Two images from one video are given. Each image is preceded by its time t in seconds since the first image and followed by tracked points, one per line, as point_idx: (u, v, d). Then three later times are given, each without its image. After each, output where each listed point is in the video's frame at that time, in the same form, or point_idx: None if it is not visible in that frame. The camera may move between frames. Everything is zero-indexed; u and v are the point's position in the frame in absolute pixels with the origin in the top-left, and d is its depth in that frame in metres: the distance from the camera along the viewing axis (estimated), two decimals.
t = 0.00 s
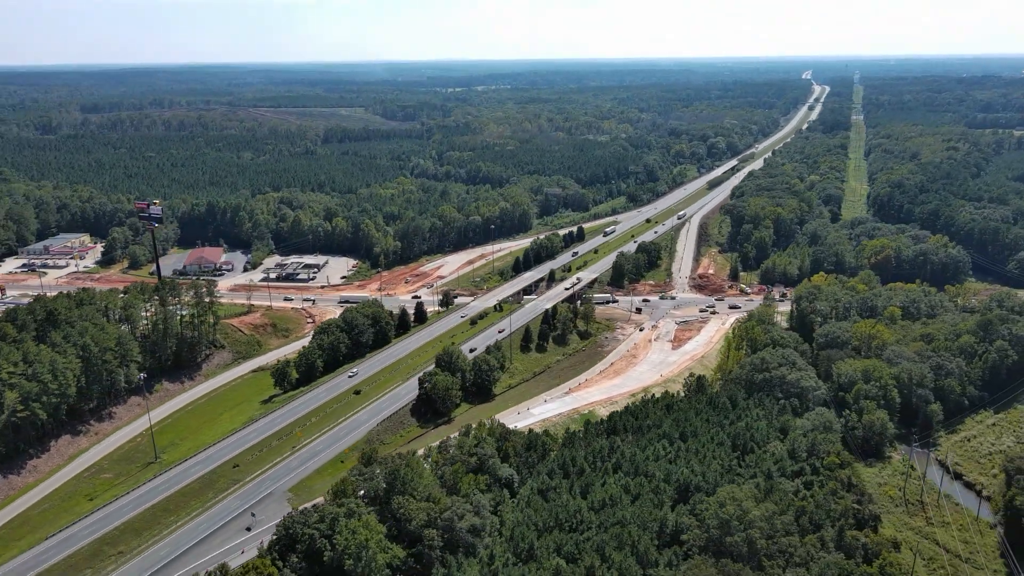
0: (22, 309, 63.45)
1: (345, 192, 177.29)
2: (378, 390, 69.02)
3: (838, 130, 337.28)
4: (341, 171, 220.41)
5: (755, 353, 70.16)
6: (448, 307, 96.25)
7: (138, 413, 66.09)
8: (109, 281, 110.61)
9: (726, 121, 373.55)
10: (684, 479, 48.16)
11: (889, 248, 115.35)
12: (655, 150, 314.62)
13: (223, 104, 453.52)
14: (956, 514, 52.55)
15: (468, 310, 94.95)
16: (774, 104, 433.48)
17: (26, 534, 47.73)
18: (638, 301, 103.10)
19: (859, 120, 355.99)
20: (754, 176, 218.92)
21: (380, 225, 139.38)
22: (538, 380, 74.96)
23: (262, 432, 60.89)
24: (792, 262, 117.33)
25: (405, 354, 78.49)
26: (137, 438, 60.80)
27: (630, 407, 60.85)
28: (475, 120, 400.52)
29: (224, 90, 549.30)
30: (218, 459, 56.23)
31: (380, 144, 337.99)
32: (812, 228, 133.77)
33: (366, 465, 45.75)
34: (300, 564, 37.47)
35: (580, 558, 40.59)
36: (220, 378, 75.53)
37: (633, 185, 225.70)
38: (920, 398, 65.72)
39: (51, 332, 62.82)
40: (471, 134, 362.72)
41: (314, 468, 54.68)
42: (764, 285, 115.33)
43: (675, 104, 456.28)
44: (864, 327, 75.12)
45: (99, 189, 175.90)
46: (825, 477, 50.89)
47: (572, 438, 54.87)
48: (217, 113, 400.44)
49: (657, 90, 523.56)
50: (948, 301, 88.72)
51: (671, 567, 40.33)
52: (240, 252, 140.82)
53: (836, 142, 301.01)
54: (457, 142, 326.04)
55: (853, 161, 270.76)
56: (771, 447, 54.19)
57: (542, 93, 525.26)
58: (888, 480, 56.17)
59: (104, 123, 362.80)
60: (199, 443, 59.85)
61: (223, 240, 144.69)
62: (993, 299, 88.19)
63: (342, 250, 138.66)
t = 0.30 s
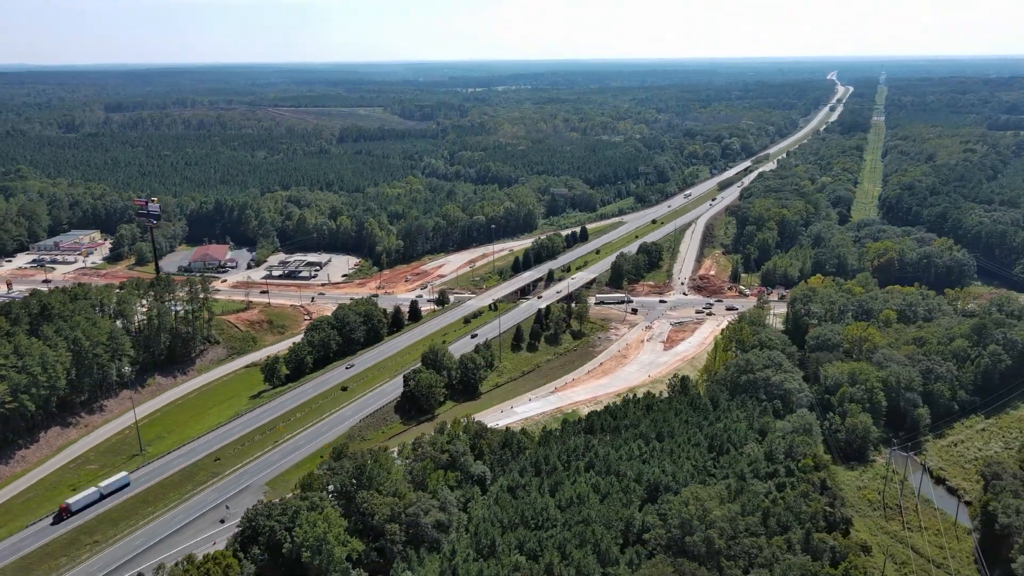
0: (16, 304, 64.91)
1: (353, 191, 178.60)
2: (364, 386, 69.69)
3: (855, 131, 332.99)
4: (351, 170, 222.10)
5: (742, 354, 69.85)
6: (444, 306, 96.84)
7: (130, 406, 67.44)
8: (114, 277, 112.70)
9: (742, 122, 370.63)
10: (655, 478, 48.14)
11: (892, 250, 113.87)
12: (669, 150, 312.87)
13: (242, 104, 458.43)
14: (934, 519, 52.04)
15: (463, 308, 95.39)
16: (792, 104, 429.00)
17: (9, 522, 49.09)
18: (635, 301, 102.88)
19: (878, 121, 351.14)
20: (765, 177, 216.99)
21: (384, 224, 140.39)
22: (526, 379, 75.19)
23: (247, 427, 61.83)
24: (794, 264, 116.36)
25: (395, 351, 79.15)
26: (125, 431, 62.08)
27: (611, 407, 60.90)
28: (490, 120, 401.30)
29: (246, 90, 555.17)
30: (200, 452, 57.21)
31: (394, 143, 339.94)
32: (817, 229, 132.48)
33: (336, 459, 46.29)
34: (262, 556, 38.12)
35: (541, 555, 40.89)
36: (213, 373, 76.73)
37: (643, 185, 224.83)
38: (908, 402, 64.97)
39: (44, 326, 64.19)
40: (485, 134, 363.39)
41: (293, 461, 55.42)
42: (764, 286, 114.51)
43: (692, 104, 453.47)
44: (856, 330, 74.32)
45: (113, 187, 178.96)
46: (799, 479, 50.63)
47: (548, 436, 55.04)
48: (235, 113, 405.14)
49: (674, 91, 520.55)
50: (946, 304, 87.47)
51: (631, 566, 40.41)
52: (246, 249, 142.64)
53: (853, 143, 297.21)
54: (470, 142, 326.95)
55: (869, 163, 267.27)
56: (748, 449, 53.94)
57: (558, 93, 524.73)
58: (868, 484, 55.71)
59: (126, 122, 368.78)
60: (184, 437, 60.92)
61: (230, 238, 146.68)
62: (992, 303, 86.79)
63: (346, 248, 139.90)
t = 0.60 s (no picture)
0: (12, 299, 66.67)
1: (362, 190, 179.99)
2: (350, 383, 70.46)
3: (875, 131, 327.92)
4: (363, 169, 223.78)
5: (727, 356, 69.47)
6: (439, 305, 97.48)
7: (120, 399, 68.88)
8: (120, 273, 115.05)
9: (759, 123, 367.21)
10: (620, 478, 48.14)
11: (896, 253, 112.15)
12: (683, 151, 310.93)
13: (262, 104, 463.81)
14: (908, 524, 51.47)
15: (457, 307, 95.72)
16: (812, 105, 423.81)
17: None
18: (631, 302, 102.55)
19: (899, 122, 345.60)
20: (777, 177, 214.61)
21: (388, 223, 141.51)
22: (511, 379, 75.41)
23: (230, 421, 62.91)
24: (795, 265, 115.26)
25: (384, 349, 79.84)
26: (112, 423, 63.43)
27: (588, 407, 60.84)
28: (506, 120, 401.97)
29: (267, 89, 561.38)
30: (182, 445, 58.31)
31: (409, 142, 341.92)
32: (822, 231, 130.98)
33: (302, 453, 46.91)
34: (217, 547, 38.97)
35: (498, 552, 41.14)
36: (204, 368, 77.98)
37: (654, 185, 223.71)
38: (893, 407, 64.21)
39: (36, 319, 65.83)
40: (500, 134, 363.69)
41: (270, 455, 56.28)
42: (764, 289, 113.48)
43: (710, 104, 449.76)
44: (846, 333, 73.58)
45: (128, 185, 182.30)
46: (769, 482, 50.28)
47: (521, 434, 55.16)
48: (254, 112, 410.04)
49: (693, 91, 516.65)
50: (944, 309, 86.11)
51: (586, 565, 40.62)
52: (253, 247, 144.70)
53: (871, 144, 292.96)
54: (484, 142, 327.71)
55: (886, 166, 263.29)
56: (721, 451, 53.75)
57: (576, 93, 523.46)
58: (844, 488, 55.27)
59: (149, 121, 375.11)
60: (168, 430, 62.13)
61: (238, 235, 148.84)
62: (991, 308, 85.24)
63: (351, 247, 141.31)
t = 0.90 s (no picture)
0: (8, 294, 68.26)
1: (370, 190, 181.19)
2: (338, 379, 71.23)
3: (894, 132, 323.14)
4: (373, 169, 225.25)
5: (714, 357, 69.14)
6: (435, 304, 97.97)
7: (112, 393, 70.22)
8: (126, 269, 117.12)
9: (775, 123, 363.79)
10: (590, 477, 48.17)
11: (900, 255, 110.73)
12: (697, 151, 308.87)
13: (281, 103, 469.02)
14: (885, 528, 50.91)
15: (452, 306, 96.11)
16: (831, 106, 418.85)
17: None
18: (628, 302, 102.27)
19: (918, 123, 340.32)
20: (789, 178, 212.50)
21: (392, 222, 142.44)
22: (500, 377, 75.63)
23: (216, 415, 63.94)
24: (796, 267, 114.26)
25: (375, 347, 80.51)
26: (101, 417, 64.73)
27: (569, 406, 60.83)
28: (521, 120, 402.19)
29: (288, 89, 567.79)
30: (167, 439, 59.40)
31: (423, 142, 343.36)
32: (827, 232, 129.58)
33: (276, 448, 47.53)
34: (181, 539, 39.65)
35: (462, 548, 41.36)
36: (198, 364, 79.22)
37: (664, 185, 222.57)
38: (879, 410, 63.50)
39: (32, 315, 67.35)
40: (514, 134, 363.91)
41: (252, 448, 57.14)
42: (764, 290, 112.62)
43: (727, 105, 446.09)
44: (837, 335, 72.83)
45: (141, 183, 185.30)
46: (742, 483, 50.00)
47: (498, 432, 55.37)
48: (271, 112, 414.13)
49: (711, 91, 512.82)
50: (942, 312, 84.89)
51: (548, 562, 40.76)
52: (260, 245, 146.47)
53: (888, 145, 288.69)
54: (497, 142, 328.11)
55: (903, 167, 259.43)
56: (697, 452, 53.56)
57: (593, 93, 521.98)
58: (823, 490, 54.80)
59: (169, 120, 381.33)
60: (156, 425, 63.28)
61: (245, 233, 150.74)
62: (990, 311, 83.89)
63: (355, 245, 142.44)
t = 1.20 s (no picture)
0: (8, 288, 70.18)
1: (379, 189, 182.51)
2: (325, 376, 72.25)
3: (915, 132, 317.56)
4: (386, 168, 226.81)
5: (698, 358, 68.94)
6: (430, 302, 98.81)
7: (106, 385, 71.86)
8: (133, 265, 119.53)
9: (794, 124, 359.59)
10: (557, 475, 48.46)
11: (903, 259, 109.27)
12: (713, 151, 306.23)
13: (302, 102, 474.41)
14: (856, 533, 50.53)
15: (447, 305, 96.79)
16: (852, 106, 412.84)
17: None
18: (624, 303, 102.16)
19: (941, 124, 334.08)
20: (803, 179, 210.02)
21: (397, 221, 143.54)
22: (486, 376, 76.13)
23: (203, 408, 65.27)
24: (797, 268, 113.22)
25: (365, 344, 81.45)
26: (92, 408, 66.36)
27: (547, 405, 61.07)
28: (537, 120, 401.94)
29: (309, 88, 572.66)
30: (153, 430, 60.76)
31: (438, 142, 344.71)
32: (832, 234, 128.14)
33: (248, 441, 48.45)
34: (145, 527, 40.70)
35: (420, 542, 41.93)
36: (192, 358, 80.71)
37: (676, 185, 221.18)
38: (863, 414, 62.91)
39: (29, 308, 69.13)
40: (530, 134, 363.80)
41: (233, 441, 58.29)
42: (764, 292, 111.84)
43: (746, 105, 441.57)
44: (826, 338, 72.12)
45: (156, 181, 188.58)
46: (712, 484, 49.95)
47: (472, 429, 55.83)
48: (291, 111, 418.34)
49: (731, 91, 507.78)
50: (939, 316, 83.65)
51: (505, 558, 41.19)
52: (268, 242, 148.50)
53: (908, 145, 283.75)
54: (512, 142, 328.40)
55: (923, 169, 255.06)
56: (669, 453, 53.64)
57: (612, 93, 519.43)
58: (798, 494, 54.49)
59: (190, 119, 386.89)
60: (144, 417, 64.75)
61: (254, 231, 152.88)
62: (987, 316, 82.51)
63: (360, 244, 143.78)
